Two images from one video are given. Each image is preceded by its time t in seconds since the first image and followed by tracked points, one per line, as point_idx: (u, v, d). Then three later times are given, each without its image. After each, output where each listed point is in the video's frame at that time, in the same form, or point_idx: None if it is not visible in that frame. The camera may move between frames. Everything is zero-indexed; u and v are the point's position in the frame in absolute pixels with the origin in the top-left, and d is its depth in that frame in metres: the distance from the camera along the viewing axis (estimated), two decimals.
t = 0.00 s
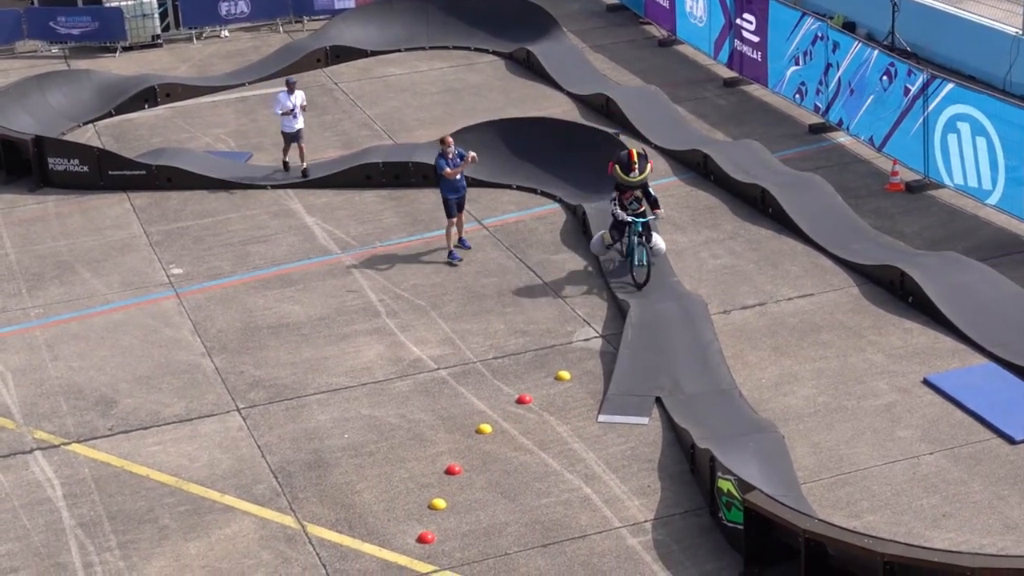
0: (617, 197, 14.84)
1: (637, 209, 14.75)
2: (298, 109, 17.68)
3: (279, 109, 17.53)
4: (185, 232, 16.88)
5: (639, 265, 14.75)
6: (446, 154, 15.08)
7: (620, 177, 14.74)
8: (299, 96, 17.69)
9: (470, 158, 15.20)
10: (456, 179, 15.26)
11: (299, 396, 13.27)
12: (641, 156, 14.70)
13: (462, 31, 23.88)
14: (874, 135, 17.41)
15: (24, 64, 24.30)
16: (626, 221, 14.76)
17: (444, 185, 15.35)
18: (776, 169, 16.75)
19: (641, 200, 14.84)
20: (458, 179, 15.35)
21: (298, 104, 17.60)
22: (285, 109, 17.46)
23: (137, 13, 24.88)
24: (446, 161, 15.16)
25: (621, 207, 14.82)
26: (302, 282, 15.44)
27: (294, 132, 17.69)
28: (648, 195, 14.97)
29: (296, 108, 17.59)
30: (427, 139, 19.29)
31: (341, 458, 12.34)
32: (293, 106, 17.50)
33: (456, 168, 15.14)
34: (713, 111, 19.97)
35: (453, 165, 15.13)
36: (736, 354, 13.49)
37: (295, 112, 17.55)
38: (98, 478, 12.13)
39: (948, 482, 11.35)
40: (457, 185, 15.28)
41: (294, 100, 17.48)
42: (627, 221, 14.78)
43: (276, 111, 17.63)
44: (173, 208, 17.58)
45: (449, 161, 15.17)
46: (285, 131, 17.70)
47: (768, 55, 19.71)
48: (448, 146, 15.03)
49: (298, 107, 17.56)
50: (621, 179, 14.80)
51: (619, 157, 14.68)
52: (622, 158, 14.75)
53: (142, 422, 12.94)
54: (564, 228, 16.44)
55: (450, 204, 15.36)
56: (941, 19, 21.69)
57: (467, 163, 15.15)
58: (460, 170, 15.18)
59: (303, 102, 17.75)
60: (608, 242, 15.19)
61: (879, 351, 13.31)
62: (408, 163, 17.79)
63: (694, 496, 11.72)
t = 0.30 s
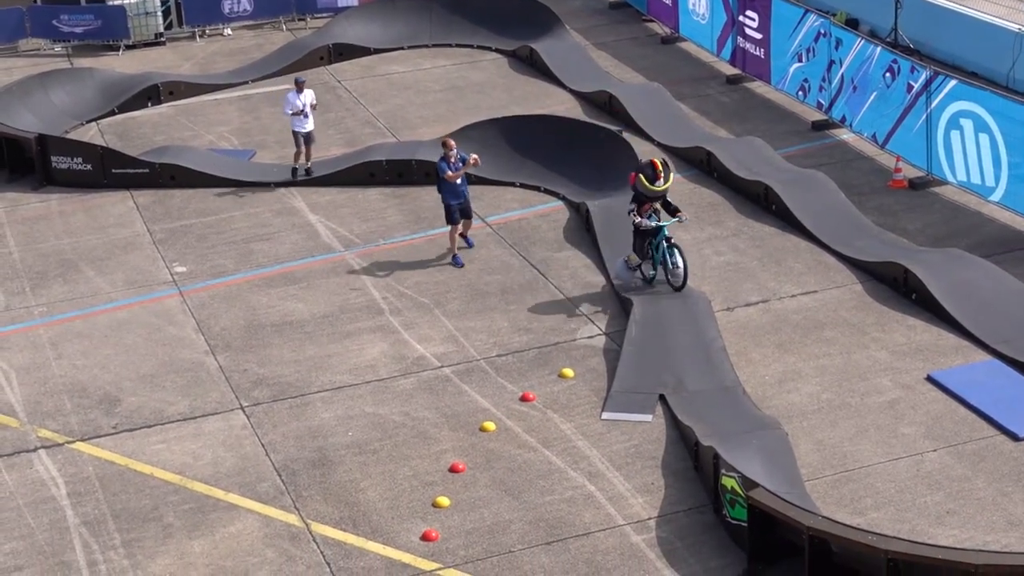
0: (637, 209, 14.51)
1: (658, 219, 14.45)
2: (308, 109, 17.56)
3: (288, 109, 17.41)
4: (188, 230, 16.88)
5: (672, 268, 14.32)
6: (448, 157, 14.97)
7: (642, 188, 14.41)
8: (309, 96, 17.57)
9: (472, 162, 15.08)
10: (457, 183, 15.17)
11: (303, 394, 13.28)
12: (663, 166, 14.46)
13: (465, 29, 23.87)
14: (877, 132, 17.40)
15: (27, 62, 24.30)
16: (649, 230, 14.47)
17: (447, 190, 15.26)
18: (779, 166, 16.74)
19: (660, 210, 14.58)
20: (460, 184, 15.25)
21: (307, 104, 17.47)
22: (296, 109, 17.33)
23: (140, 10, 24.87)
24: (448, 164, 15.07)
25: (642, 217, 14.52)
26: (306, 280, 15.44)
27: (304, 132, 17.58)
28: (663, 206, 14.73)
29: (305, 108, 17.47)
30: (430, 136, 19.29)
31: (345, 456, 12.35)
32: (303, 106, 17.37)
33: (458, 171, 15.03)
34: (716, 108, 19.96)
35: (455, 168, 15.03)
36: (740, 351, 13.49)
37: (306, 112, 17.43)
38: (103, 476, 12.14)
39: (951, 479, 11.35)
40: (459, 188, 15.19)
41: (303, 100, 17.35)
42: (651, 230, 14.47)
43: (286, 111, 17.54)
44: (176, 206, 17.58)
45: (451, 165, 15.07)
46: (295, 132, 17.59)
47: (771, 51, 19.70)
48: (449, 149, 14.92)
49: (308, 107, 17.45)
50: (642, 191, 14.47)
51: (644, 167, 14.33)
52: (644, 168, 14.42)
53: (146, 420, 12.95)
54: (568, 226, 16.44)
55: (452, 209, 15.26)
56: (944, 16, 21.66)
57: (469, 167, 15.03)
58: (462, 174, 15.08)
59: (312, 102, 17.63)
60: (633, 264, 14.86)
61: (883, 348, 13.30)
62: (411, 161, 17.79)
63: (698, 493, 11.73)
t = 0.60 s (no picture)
0: (651, 213, 14.17)
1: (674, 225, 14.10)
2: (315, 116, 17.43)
3: (296, 116, 17.27)
4: (190, 228, 16.88)
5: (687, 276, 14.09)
6: (451, 160, 14.79)
7: (657, 192, 14.03)
8: (314, 102, 17.46)
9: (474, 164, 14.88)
10: (459, 187, 14.98)
11: (305, 392, 13.28)
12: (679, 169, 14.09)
13: (467, 27, 23.87)
14: (878, 130, 17.40)
15: (28, 61, 24.29)
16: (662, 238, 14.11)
17: (449, 193, 15.06)
18: (780, 164, 16.75)
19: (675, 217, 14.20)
20: (462, 187, 15.06)
21: (314, 110, 17.36)
22: (303, 115, 17.21)
23: (141, 8, 24.83)
24: (451, 167, 14.87)
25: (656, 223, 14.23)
26: (308, 278, 15.44)
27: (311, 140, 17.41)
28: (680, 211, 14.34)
29: (313, 114, 17.35)
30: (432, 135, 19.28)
31: (347, 454, 12.35)
32: (310, 111, 17.26)
33: (460, 174, 14.83)
34: (718, 106, 19.96)
35: (457, 171, 14.83)
36: (742, 349, 13.50)
37: (313, 117, 17.30)
38: (104, 475, 12.14)
39: (953, 477, 11.35)
40: (461, 192, 15.00)
41: (310, 105, 17.25)
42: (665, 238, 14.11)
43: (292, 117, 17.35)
44: (177, 205, 17.57)
45: (453, 167, 14.88)
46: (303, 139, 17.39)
47: (773, 49, 19.69)
48: (452, 151, 14.74)
49: (315, 113, 17.33)
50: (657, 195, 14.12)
51: (659, 170, 13.96)
52: (660, 172, 14.05)
53: (148, 419, 12.95)
54: (569, 224, 16.44)
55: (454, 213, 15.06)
56: (947, 14, 21.65)
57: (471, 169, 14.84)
58: (464, 177, 14.89)
59: (319, 108, 17.51)
60: (651, 268, 14.37)
61: (885, 346, 13.30)
62: (412, 159, 17.79)
63: (700, 491, 11.73)
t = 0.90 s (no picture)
0: (650, 229, 13.62)
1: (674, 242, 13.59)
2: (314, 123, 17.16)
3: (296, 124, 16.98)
4: (181, 228, 16.86)
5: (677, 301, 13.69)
6: (447, 167, 14.62)
7: (655, 211, 13.47)
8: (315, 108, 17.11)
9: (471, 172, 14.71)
10: (455, 195, 14.79)
11: (297, 391, 13.28)
12: (679, 188, 13.37)
13: (458, 25, 23.88)
14: (869, 127, 17.43)
15: (19, 61, 24.26)
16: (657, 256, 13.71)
17: (445, 201, 14.86)
18: (771, 161, 16.77)
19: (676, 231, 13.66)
20: (458, 196, 14.86)
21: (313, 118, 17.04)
22: (303, 124, 16.93)
23: (131, 8, 24.79)
24: (446, 174, 14.70)
25: (656, 237, 13.70)
26: (299, 277, 15.44)
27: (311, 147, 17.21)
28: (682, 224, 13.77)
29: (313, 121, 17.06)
30: (423, 134, 19.28)
31: (339, 453, 12.36)
32: (310, 119, 16.96)
33: (455, 181, 14.65)
34: (709, 104, 19.98)
35: (452, 178, 14.65)
36: (733, 346, 13.51)
37: (313, 125, 17.05)
38: (96, 475, 12.13)
39: (944, 473, 11.38)
40: (456, 200, 14.80)
41: (310, 113, 16.92)
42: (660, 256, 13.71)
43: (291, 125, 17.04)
44: (168, 204, 17.56)
45: (450, 175, 14.69)
46: (302, 147, 17.20)
47: (763, 47, 19.71)
48: (448, 159, 14.55)
49: (315, 121, 17.08)
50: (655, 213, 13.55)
51: (655, 190, 13.35)
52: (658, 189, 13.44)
53: (139, 419, 12.94)
54: (561, 222, 16.45)
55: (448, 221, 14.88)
56: (937, 11, 21.69)
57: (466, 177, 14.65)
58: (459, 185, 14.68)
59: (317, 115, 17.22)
60: (649, 277, 14.04)
61: (876, 343, 13.33)
62: (404, 158, 17.79)
63: (691, 488, 11.75)
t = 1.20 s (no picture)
0: (638, 245, 13.19)
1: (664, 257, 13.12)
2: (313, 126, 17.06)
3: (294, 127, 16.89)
4: (169, 226, 16.83)
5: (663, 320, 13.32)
6: (436, 169, 14.43)
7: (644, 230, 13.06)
8: (314, 112, 17.02)
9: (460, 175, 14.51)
10: (446, 198, 14.55)
11: (286, 389, 13.26)
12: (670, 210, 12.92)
13: (445, 22, 23.86)
14: (856, 122, 17.45)
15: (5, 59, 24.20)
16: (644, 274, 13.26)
17: (435, 204, 14.63)
18: (759, 157, 16.79)
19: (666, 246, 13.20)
20: (449, 199, 14.63)
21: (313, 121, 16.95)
22: (302, 128, 16.83)
23: (118, 6, 24.74)
24: (436, 178, 14.49)
25: (644, 251, 13.26)
26: (287, 274, 15.42)
27: (310, 151, 17.08)
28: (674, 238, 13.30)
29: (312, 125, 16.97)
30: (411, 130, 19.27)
31: (328, 450, 12.34)
32: (309, 123, 16.86)
33: (444, 184, 14.44)
34: (696, 99, 19.99)
35: (441, 180, 14.44)
36: (721, 341, 13.52)
37: (312, 129, 16.95)
38: (85, 473, 12.10)
39: (933, 467, 11.40)
40: (447, 203, 14.57)
41: (309, 117, 16.83)
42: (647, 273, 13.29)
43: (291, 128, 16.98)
44: (156, 202, 17.53)
45: (439, 178, 14.50)
46: (302, 151, 17.09)
47: (750, 42, 19.72)
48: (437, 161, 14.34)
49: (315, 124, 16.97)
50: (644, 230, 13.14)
51: (645, 210, 12.95)
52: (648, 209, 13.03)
53: (128, 417, 12.91)
54: (549, 218, 16.44)
55: (438, 224, 14.62)
56: (923, 5, 21.73)
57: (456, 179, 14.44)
58: (449, 188, 14.46)
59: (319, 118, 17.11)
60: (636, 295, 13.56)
61: (864, 337, 13.34)
62: (391, 155, 17.78)
63: (681, 483, 11.76)
